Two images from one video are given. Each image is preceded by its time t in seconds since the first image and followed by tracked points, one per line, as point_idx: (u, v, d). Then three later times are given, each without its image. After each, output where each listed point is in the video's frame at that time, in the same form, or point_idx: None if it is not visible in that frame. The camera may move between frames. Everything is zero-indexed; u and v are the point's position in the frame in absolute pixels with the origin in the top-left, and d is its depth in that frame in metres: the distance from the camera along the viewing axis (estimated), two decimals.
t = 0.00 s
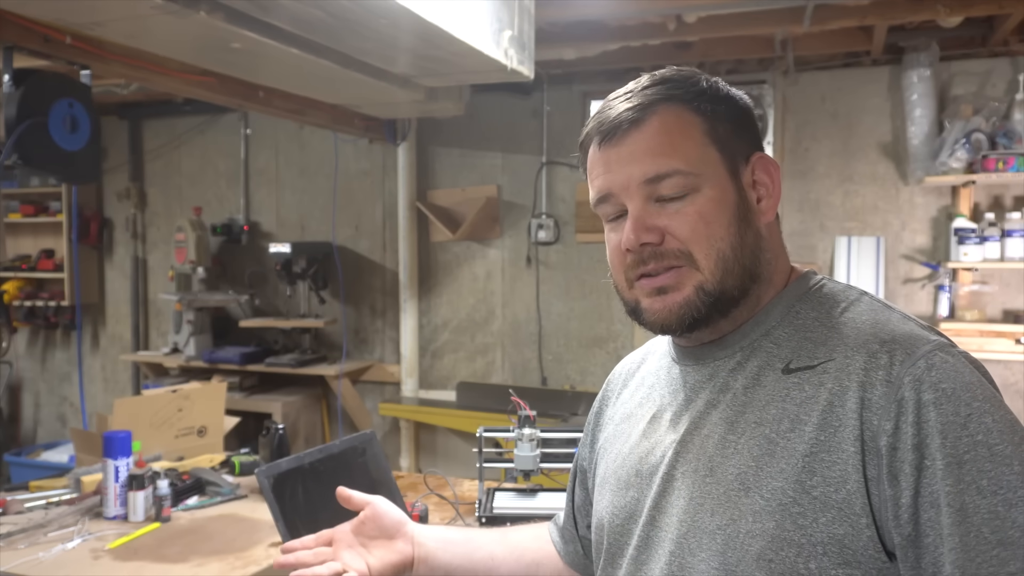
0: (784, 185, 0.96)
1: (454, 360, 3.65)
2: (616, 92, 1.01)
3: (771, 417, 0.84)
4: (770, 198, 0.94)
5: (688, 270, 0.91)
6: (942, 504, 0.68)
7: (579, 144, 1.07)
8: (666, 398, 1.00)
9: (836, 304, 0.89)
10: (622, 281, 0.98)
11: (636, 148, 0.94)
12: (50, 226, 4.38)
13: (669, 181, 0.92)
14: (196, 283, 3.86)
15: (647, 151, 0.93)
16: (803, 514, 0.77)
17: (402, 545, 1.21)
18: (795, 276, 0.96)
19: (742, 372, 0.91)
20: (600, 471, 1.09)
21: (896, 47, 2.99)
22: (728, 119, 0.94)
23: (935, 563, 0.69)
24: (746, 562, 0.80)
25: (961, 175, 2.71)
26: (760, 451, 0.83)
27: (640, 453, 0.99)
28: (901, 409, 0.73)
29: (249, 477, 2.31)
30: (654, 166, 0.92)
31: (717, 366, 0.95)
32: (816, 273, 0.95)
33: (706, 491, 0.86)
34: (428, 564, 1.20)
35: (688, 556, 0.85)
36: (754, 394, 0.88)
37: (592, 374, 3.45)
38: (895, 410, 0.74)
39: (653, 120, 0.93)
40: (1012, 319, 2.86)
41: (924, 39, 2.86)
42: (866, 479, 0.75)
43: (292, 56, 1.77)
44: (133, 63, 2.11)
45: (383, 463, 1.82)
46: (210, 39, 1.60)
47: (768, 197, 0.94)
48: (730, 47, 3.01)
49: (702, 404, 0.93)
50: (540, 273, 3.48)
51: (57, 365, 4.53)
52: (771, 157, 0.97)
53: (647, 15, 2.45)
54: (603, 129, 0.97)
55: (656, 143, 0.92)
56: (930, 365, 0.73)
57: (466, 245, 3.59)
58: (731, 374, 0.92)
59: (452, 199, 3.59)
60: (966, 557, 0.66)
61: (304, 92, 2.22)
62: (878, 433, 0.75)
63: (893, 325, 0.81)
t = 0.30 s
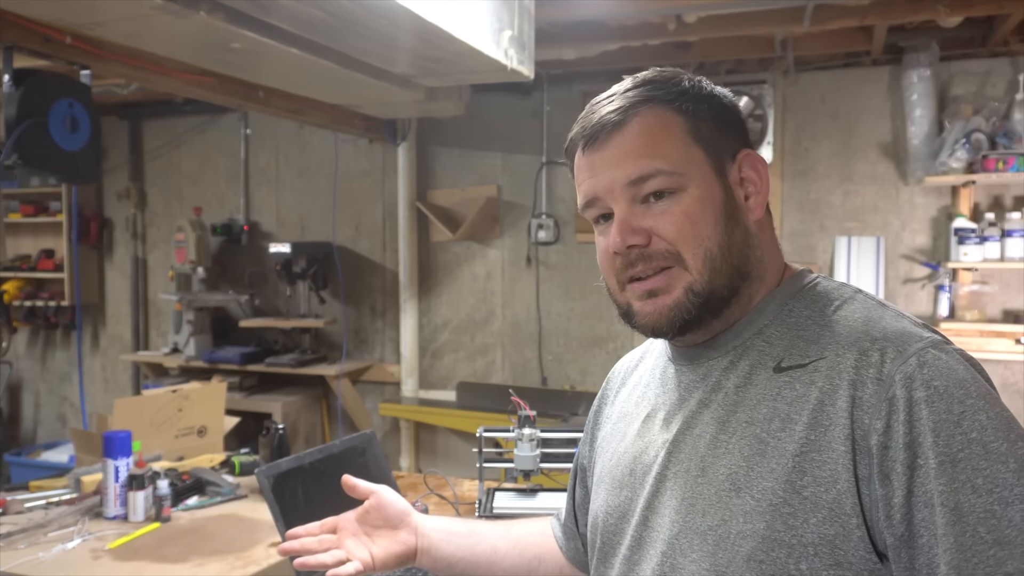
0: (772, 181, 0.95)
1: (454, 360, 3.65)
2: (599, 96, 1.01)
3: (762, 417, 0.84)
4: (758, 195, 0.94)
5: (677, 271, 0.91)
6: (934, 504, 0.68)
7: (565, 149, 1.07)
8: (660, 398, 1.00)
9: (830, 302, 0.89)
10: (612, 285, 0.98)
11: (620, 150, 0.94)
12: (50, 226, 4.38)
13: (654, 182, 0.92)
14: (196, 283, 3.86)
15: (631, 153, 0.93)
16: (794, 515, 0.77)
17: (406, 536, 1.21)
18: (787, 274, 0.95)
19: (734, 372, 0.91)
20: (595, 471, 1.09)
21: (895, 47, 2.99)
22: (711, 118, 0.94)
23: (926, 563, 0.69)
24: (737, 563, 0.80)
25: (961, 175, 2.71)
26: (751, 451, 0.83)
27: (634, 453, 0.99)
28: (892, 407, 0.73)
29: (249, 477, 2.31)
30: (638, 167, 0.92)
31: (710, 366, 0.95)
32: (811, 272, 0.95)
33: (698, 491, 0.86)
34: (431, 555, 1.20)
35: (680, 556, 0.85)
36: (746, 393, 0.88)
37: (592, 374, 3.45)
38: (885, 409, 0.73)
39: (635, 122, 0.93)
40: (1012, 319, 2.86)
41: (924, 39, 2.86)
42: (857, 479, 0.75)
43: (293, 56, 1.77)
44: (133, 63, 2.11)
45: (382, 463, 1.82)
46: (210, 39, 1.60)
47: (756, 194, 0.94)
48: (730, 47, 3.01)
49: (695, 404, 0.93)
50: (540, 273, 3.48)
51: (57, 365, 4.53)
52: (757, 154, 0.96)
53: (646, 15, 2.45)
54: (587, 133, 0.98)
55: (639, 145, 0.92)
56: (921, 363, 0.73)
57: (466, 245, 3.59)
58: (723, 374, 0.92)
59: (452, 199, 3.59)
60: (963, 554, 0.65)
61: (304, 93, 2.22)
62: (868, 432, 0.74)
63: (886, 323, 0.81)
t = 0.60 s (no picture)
0: (771, 181, 0.95)
1: (454, 360, 3.65)
2: (599, 92, 1.01)
3: (757, 417, 0.84)
4: (756, 195, 0.94)
5: (673, 272, 0.91)
6: (928, 507, 0.67)
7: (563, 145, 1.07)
8: (657, 397, 1.00)
9: (827, 301, 0.89)
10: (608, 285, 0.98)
11: (617, 148, 0.94)
12: (50, 226, 4.38)
13: (651, 181, 0.92)
14: (196, 282, 3.86)
15: (629, 152, 0.93)
16: (788, 516, 0.77)
17: (411, 535, 1.21)
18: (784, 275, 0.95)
19: (730, 372, 0.91)
20: (593, 470, 1.09)
21: (896, 47, 2.99)
22: (710, 118, 0.94)
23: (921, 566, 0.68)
24: (731, 565, 0.80)
25: (961, 175, 2.71)
26: (745, 452, 0.83)
27: (630, 453, 0.99)
28: (886, 409, 0.73)
29: (249, 477, 2.31)
30: (636, 166, 0.92)
31: (706, 366, 0.95)
32: (809, 271, 0.95)
33: (692, 492, 0.86)
34: (434, 555, 1.20)
35: (674, 557, 0.85)
36: (741, 394, 0.87)
37: (592, 375, 3.45)
38: (880, 410, 0.73)
39: (634, 120, 0.93)
40: (1012, 319, 2.86)
41: (924, 39, 2.86)
42: (851, 481, 0.74)
43: (293, 56, 1.77)
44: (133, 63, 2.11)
45: (382, 463, 1.82)
46: (210, 39, 1.60)
47: (754, 196, 0.94)
48: (730, 47, 3.01)
49: (690, 404, 0.93)
50: (540, 273, 3.48)
51: (57, 364, 4.53)
52: (756, 154, 0.96)
53: (646, 15, 2.45)
54: (586, 131, 0.97)
55: (638, 143, 0.92)
56: (916, 364, 0.72)
57: (466, 245, 3.59)
58: (719, 374, 0.92)
59: (452, 199, 3.59)
60: (957, 556, 0.65)
61: (304, 92, 2.22)
62: (863, 434, 0.74)
63: (883, 323, 0.80)
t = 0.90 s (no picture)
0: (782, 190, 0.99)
1: (454, 360, 3.65)
2: (624, 72, 0.99)
3: (756, 425, 0.84)
4: (771, 200, 0.97)
5: (707, 266, 0.91)
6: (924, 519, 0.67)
7: (577, 123, 1.04)
8: (652, 402, 1.00)
9: (824, 304, 0.88)
10: (628, 275, 0.96)
11: (658, 132, 0.92)
12: (50, 226, 4.38)
13: (693, 169, 0.92)
14: (196, 282, 3.86)
15: (671, 136, 0.92)
16: (791, 526, 0.77)
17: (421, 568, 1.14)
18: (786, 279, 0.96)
19: (728, 378, 0.91)
20: (587, 475, 1.09)
21: (896, 47, 2.99)
22: (740, 117, 0.96)
23: None
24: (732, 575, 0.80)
25: (961, 174, 2.71)
26: (745, 460, 0.83)
27: (625, 459, 0.99)
28: (886, 418, 0.72)
29: (249, 477, 2.31)
30: (679, 151, 0.92)
31: (703, 371, 0.95)
32: (802, 272, 0.95)
33: (690, 502, 0.86)
34: None
35: (672, 567, 0.85)
36: (738, 400, 0.87)
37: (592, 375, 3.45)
38: (880, 419, 0.73)
39: (676, 105, 0.93)
40: (1012, 319, 2.86)
41: (924, 39, 2.86)
42: (853, 490, 0.74)
43: (293, 56, 1.77)
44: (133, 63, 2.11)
45: (382, 463, 1.82)
46: (210, 40, 1.60)
47: (770, 200, 0.97)
48: (730, 47, 3.02)
49: (687, 410, 0.93)
50: (540, 273, 3.48)
51: (56, 364, 4.53)
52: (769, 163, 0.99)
53: (646, 15, 2.45)
54: (618, 111, 0.95)
55: (680, 128, 0.92)
56: (915, 373, 0.72)
57: (466, 245, 3.59)
58: (717, 379, 0.92)
59: (452, 198, 3.59)
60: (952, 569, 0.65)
61: (304, 92, 2.22)
62: (864, 442, 0.74)
63: (882, 328, 0.80)
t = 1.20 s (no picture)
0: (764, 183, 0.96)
1: (454, 360, 3.65)
2: (590, 81, 0.95)
3: (756, 439, 0.81)
4: (753, 195, 0.94)
5: (700, 273, 0.88)
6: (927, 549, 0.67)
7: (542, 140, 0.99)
8: (640, 407, 0.96)
9: (825, 316, 0.86)
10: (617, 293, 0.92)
11: (632, 142, 0.89)
12: (50, 226, 4.38)
13: (674, 175, 0.88)
14: (196, 283, 3.86)
15: (647, 146, 0.88)
16: (790, 547, 0.75)
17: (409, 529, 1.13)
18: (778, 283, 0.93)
19: (726, 389, 0.87)
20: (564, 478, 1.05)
21: (896, 47, 2.99)
22: (714, 114, 0.92)
23: None
24: None
25: (961, 174, 2.71)
26: (743, 476, 0.80)
27: (612, 466, 0.95)
28: (893, 442, 0.71)
29: (249, 477, 2.31)
30: (658, 159, 0.88)
31: (696, 379, 0.91)
32: (801, 281, 0.91)
33: (684, 516, 0.83)
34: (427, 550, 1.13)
35: None
36: (738, 411, 0.84)
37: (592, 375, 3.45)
38: (890, 443, 0.72)
39: (648, 113, 0.89)
40: (1012, 319, 2.86)
41: (924, 39, 2.87)
42: (858, 514, 0.73)
43: (293, 56, 1.77)
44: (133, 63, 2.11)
45: (382, 463, 1.83)
46: (209, 39, 1.60)
47: (752, 195, 0.94)
48: (730, 47, 3.02)
49: (680, 418, 0.90)
50: (540, 273, 3.47)
51: (57, 364, 4.53)
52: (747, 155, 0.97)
53: (646, 15, 2.45)
54: (587, 124, 0.91)
55: (656, 137, 0.88)
56: (925, 397, 0.71)
57: (466, 245, 3.59)
58: (712, 390, 0.89)
59: (452, 198, 3.59)
60: None
61: (304, 93, 2.22)
62: (871, 466, 0.73)
63: (891, 345, 0.78)
